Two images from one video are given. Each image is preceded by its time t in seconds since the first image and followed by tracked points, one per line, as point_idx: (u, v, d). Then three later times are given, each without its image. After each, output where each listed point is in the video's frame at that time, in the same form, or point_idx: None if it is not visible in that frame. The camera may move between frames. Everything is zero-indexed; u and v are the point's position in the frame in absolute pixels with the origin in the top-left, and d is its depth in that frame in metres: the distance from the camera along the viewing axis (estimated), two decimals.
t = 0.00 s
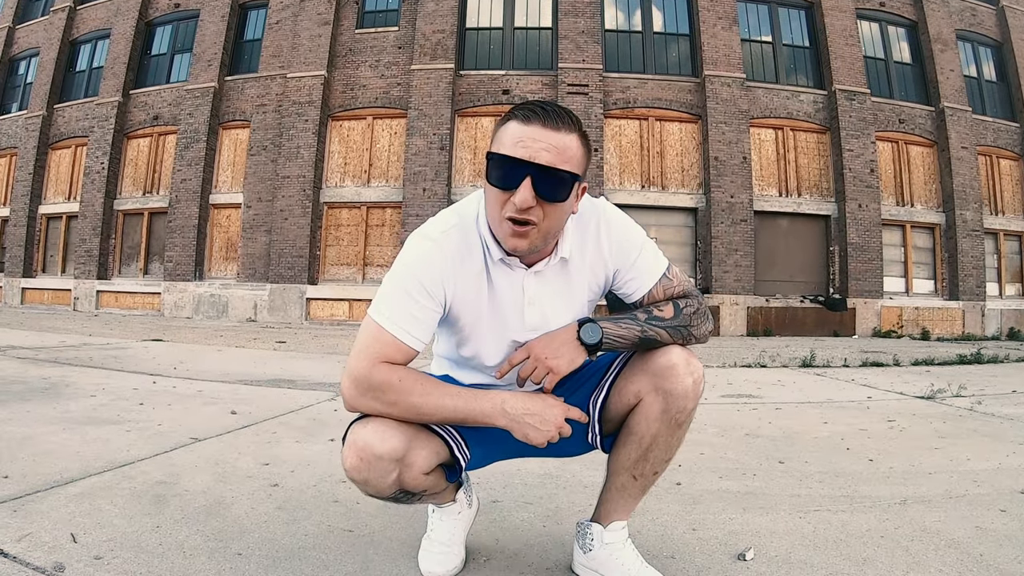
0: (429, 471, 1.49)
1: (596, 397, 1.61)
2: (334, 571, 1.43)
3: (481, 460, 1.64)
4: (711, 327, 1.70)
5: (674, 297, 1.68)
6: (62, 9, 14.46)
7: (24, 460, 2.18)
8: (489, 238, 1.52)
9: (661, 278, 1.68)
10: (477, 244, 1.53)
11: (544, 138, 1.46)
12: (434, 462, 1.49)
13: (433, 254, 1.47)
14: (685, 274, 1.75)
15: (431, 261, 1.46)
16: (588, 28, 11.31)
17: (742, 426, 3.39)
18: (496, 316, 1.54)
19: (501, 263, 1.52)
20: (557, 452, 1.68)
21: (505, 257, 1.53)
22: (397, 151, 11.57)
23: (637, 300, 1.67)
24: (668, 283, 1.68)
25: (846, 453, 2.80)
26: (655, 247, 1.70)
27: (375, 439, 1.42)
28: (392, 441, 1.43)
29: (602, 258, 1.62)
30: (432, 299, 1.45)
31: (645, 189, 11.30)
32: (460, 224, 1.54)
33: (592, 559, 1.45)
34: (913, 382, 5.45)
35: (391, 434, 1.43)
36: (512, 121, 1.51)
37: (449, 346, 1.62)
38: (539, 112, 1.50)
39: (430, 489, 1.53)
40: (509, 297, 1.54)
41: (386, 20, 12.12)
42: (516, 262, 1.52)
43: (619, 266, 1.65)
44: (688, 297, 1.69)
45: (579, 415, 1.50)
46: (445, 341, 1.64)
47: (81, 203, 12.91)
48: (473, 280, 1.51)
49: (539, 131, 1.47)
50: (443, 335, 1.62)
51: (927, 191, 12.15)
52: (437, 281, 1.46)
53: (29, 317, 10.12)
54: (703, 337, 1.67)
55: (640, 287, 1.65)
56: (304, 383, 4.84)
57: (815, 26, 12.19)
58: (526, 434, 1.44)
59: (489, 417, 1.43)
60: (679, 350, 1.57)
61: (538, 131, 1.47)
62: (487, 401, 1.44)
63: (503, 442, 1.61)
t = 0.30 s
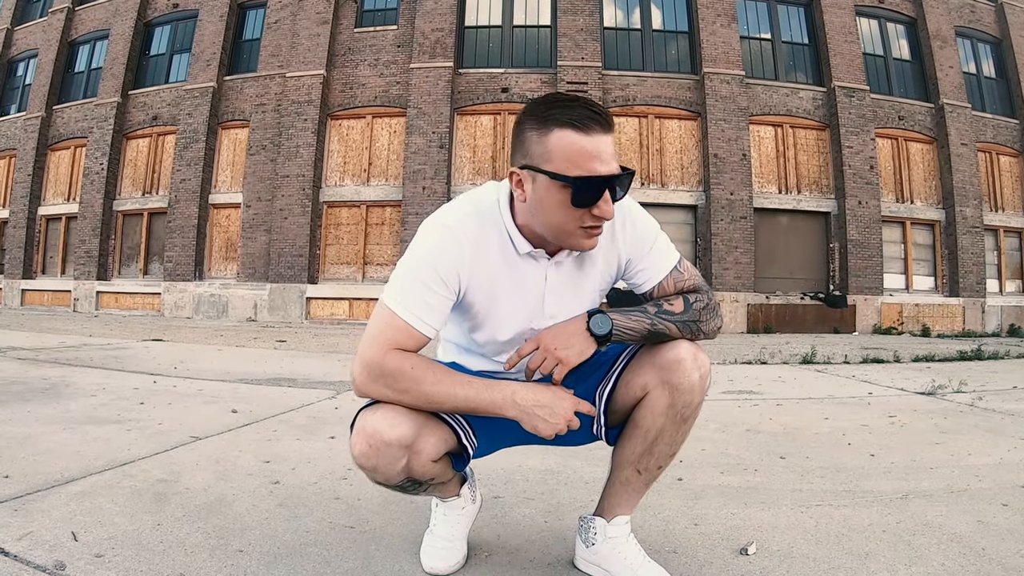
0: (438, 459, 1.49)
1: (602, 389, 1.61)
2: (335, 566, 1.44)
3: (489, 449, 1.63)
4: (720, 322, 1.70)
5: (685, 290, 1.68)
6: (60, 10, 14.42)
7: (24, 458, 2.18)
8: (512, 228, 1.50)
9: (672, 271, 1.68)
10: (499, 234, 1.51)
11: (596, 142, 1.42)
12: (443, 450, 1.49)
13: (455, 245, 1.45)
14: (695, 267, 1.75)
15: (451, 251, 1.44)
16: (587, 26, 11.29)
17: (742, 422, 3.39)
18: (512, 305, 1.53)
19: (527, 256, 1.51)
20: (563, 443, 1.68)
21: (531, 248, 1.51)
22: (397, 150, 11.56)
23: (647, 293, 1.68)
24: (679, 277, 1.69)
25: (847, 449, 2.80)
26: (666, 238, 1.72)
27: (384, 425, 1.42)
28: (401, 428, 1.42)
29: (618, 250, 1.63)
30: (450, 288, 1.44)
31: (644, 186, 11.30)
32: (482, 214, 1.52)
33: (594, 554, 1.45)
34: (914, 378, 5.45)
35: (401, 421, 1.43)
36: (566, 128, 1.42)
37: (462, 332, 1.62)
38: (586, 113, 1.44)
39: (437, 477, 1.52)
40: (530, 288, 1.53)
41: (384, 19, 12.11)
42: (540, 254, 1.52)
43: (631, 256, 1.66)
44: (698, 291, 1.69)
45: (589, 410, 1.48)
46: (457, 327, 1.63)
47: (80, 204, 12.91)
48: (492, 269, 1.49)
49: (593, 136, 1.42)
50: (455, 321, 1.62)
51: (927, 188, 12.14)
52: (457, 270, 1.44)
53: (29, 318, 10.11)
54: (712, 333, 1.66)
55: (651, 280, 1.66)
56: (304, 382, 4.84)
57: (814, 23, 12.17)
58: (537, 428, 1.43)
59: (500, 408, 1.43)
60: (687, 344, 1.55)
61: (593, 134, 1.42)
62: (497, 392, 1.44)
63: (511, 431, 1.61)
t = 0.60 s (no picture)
0: (440, 460, 1.49)
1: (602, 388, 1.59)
2: (338, 566, 1.43)
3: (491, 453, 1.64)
4: (718, 318, 1.70)
5: (684, 287, 1.69)
6: (58, 16, 14.45)
7: (24, 461, 2.18)
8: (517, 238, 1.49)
9: (671, 269, 1.69)
10: (502, 242, 1.51)
11: (613, 172, 1.39)
12: (445, 451, 1.49)
13: (460, 251, 1.45)
14: (693, 265, 1.75)
15: (457, 257, 1.44)
16: (584, 29, 11.33)
17: (743, 420, 3.40)
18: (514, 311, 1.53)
19: (530, 266, 1.52)
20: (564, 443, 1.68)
21: (534, 259, 1.52)
22: (396, 153, 11.58)
23: (647, 289, 1.67)
24: (678, 274, 1.69)
25: (848, 446, 2.80)
26: (664, 241, 1.73)
27: (387, 427, 1.42)
28: (405, 430, 1.42)
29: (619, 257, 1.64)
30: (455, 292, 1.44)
31: (642, 188, 11.32)
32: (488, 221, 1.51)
33: (597, 550, 1.45)
34: (914, 376, 5.45)
35: (405, 422, 1.43)
36: (583, 162, 1.38)
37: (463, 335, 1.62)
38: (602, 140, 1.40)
39: (439, 479, 1.53)
40: (531, 297, 1.54)
41: (382, 23, 12.15)
42: (543, 264, 1.52)
43: (630, 256, 1.67)
44: (698, 287, 1.70)
45: (590, 413, 1.47)
46: (458, 329, 1.63)
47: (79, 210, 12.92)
48: (495, 275, 1.50)
49: (608, 163, 1.39)
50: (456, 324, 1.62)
51: (925, 187, 12.16)
52: (462, 276, 1.44)
53: (28, 324, 10.09)
54: (711, 330, 1.66)
55: (651, 278, 1.66)
56: (304, 385, 4.84)
57: (811, 24, 12.21)
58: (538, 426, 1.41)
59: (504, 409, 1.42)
60: (686, 338, 1.55)
61: (610, 163, 1.39)
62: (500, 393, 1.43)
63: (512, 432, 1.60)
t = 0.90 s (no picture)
0: (427, 448, 1.47)
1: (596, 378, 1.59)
2: (333, 565, 1.41)
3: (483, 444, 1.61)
4: (710, 307, 1.69)
5: (675, 277, 1.67)
6: (55, 25, 14.51)
7: (20, 466, 2.16)
8: (483, 210, 1.53)
9: (661, 258, 1.67)
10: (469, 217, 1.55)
11: (541, 114, 1.44)
12: (432, 440, 1.47)
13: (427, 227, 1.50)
14: (684, 254, 1.74)
15: (425, 235, 1.48)
16: (581, 35, 11.39)
17: (743, 421, 3.39)
18: (490, 287, 1.53)
19: (498, 238, 1.53)
20: (559, 434, 1.68)
21: (500, 230, 1.53)
22: (393, 161, 11.59)
23: (638, 280, 1.67)
24: (669, 263, 1.67)
25: (849, 444, 2.79)
26: (654, 226, 1.69)
27: (372, 413, 1.41)
28: (388, 415, 1.41)
29: (602, 237, 1.61)
30: (428, 271, 1.47)
31: (640, 193, 11.35)
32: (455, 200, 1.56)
33: (596, 547, 1.43)
34: (914, 376, 5.44)
35: (389, 408, 1.42)
36: (505, 100, 1.48)
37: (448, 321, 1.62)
38: (529, 89, 1.48)
39: (428, 468, 1.50)
40: (506, 272, 1.54)
41: (379, 31, 12.23)
42: (512, 237, 1.53)
43: (618, 246, 1.64)
44: (689, 277, 1.68)
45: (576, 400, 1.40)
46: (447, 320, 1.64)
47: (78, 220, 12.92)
48: (466, 251, 1.52)
49: (535, 107, 1.46)
50: (441, 311, 1.63)
51: (922, 189, 12.20)
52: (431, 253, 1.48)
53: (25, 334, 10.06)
54: (704, 319, 1.66)
55: (641, 268, 1.65)
56: (303, 391, 4.82)
57: (807, 28, 12.30)
58: (506, 410, 1.38)
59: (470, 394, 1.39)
60: (678, 329, 1.54)
61: (535, 107, 1.46)
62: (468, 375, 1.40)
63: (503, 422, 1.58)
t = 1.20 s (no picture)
0: (423, 444, 1.47)
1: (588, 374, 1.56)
2: (330, 563, 1.40)
3: (480, 443, 1.60)
4: (702, 294, 1.67)
5: (663, 265, 1.64)
6: (54, 36, 14.60)
7: (16, 469, 2.14)
8: (459, 207, 1.54)
9: (648, 247, 1.63)
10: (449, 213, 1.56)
11: (509, 109, 1.45)
12: (429, 436, 1.47)
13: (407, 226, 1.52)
14: (671, 241, 1.70)
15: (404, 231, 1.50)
16: (578, 42, 11.47)
17: (744, 422, 3.38)
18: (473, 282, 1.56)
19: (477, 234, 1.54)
20: (555, 430, 1.67)
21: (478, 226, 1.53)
22: (392, 170, 11.63)
23: (626, 271, 1.63)
24: (656, 252, 1.63)
25: (851, 441, 2.77)
26: (638, 214, 1.66)
27: (365, 409, 1.40)
28: (382, 411, 1.40)
29: (585, 228, 1.60)
30: (409, 265, 1.50)
31: (638, 199, 11.39)
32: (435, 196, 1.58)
33: (595, 543, 1.41)
34: (915, 376, 5.43)
35: (383, 405, 1.41)
36: (475, 95, 1.50)
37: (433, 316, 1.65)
38: (498, 84, 1.49)
39: (425, 464, 1.50)
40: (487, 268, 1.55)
41: (377, 40, 12.32)
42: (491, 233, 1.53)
43: (603, 238, 1.62)
44: (677, 265, 1.65)
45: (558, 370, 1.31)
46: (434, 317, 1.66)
47: (77, 230, 12.94)
48: (446, 248, 1.54)
49: (504, 103, 1.46)
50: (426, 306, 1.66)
51: (920, 191, 12.23)
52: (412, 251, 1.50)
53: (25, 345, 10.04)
54: (695, 306, 1.63)
55: (627, 260, 1.61)
56: (302, 398, 4.79)
57: (803, 33, 12.39)
58: (434, 304, 1.15)
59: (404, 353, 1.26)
60: (671, 319, 1.53)
61: (503, 102, 1.46)
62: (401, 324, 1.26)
63: (500, 421, 1.58)
